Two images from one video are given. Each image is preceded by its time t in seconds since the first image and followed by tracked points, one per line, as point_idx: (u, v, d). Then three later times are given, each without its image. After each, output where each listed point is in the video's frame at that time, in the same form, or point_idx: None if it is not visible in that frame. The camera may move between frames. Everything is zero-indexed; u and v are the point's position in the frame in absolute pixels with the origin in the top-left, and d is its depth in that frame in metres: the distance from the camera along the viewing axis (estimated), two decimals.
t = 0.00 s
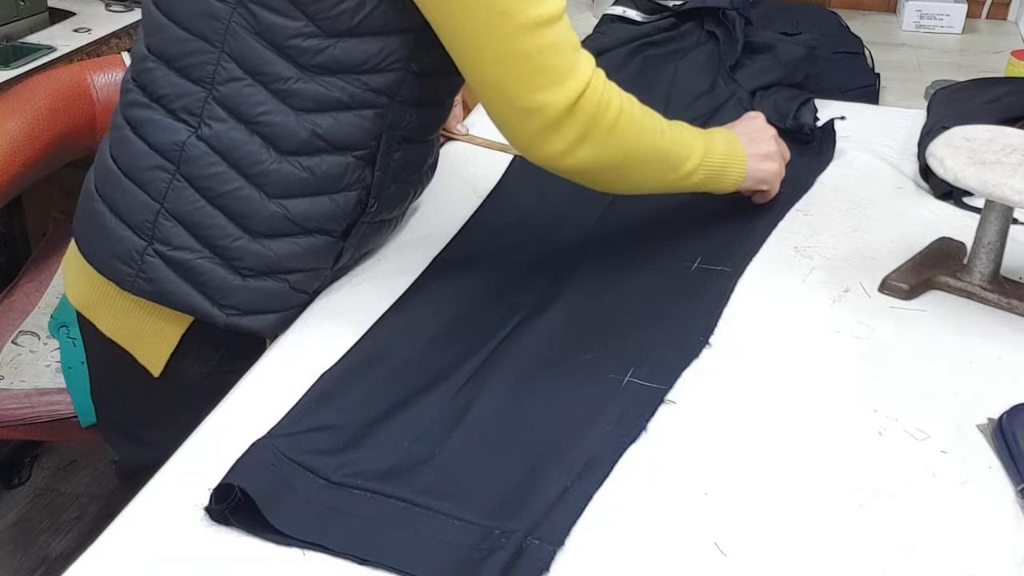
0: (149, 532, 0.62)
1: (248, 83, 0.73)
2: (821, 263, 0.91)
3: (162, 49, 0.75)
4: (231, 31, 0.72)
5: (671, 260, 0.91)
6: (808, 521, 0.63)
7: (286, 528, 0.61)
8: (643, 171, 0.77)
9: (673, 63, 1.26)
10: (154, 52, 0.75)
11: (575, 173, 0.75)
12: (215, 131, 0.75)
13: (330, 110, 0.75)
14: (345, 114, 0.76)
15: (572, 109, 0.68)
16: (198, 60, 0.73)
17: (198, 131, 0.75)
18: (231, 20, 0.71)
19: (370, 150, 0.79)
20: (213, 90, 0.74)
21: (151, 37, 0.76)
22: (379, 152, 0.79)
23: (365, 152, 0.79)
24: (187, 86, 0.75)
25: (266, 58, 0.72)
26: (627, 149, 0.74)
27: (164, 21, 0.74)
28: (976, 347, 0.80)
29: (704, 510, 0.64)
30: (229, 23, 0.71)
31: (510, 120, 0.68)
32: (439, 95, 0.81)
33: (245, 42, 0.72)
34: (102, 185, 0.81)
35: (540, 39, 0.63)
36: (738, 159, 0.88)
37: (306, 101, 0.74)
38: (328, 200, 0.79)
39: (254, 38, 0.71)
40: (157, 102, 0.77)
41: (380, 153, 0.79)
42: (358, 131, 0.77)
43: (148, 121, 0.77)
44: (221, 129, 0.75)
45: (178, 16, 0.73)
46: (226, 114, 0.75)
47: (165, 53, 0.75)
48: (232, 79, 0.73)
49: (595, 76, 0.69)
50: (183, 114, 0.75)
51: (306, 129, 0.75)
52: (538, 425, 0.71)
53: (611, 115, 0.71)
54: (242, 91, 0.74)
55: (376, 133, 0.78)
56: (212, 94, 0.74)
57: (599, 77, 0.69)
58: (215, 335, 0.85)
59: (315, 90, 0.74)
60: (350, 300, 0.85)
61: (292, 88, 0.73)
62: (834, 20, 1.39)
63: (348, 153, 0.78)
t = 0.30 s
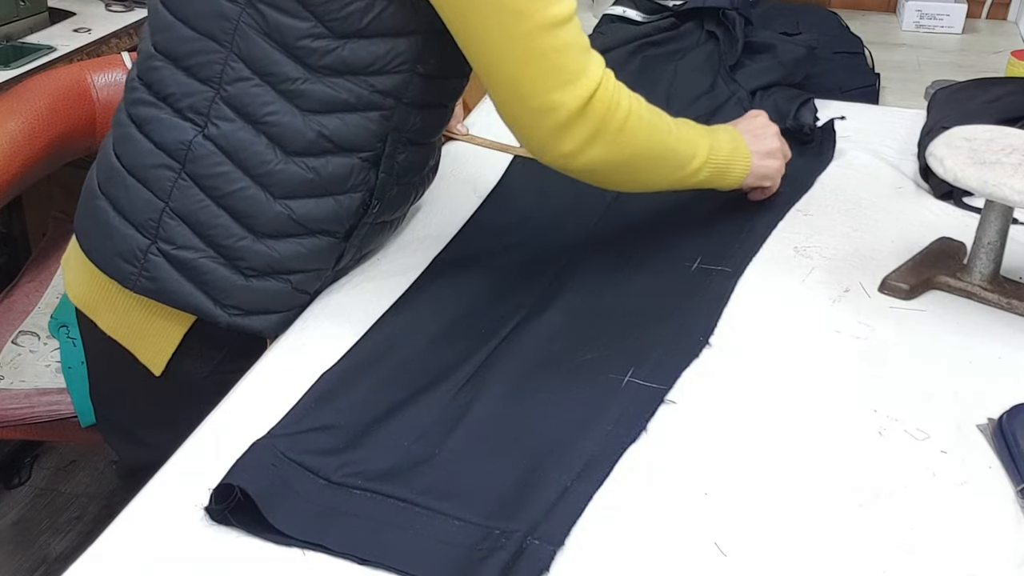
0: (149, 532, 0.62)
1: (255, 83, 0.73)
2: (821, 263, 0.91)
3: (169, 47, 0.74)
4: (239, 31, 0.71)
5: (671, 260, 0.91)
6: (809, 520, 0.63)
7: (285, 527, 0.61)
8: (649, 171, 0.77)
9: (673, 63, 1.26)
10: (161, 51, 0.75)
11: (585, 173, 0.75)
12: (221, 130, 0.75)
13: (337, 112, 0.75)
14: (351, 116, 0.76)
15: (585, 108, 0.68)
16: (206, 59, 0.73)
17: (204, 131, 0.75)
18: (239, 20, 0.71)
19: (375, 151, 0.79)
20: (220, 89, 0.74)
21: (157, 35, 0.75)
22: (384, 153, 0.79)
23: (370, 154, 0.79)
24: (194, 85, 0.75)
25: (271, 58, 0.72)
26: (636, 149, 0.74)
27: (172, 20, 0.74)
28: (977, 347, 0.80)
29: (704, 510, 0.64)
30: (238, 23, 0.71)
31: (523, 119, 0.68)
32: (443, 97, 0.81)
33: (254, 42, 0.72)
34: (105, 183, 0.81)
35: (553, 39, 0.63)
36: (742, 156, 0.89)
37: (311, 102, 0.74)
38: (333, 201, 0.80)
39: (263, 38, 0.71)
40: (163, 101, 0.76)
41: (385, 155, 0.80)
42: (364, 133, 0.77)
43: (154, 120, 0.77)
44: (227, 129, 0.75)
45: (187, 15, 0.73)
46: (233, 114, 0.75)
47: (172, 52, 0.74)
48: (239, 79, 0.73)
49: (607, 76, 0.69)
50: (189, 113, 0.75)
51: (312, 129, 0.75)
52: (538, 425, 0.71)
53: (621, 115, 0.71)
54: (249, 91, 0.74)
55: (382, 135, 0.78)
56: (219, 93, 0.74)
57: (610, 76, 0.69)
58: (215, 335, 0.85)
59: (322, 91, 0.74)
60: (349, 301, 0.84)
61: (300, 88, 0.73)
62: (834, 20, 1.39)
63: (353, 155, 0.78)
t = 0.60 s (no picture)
0: (149, 532, 0.62)
1: (247, 81, 0.73)
2: (821, 263, 0.91)
3: (164, 45, 0.74)
4: (231, 29, 0.71)
5: (671, 261, 0.91)
6: (808, 520, 0.63)
7: (285, 527, 0.61)
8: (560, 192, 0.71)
9: (673, 63, 1.26)
10: (157, 49, 0.75)
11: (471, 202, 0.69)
12: (215, 128, 0.75)
13: (327, 110, 0.76)
14: (340, 115, 0.77)
15: (464, 133, 0.62)
16: (200, 58, 0.73)
17: (197, 129, 0.75)
18: (230, 19, 0.71)
19: (366, 150, 0.81)
20: (213, 87, 0.74)
21: (153, 33, 0.75)
22: (374, 152, 0.81)
23: (361, 152, 0.80)
24: (187, 83, 0.74)
25: (272, 57, 0.72)
26: (535, 179, 0.68)
27: (166, 18, 0.73)
28: (976, 346, 0.80)
29: (704, 511, 0.63)
30: (229, 21, 0.71)
31: (403, 136, 0.63)
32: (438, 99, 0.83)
33: (247, 41, 0.71)
34: (105, 180, 0.81)
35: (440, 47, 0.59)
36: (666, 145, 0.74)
37: (302, 101, 0.75)
38: (326, 199, 0.80)
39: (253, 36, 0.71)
40: (158, 98, 0.76)
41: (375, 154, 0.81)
42: (354, 131, 0.79)
43: (150, 118, 0.77)
44: (221, 127, 0.75)
45: (183, 14, 0.72)
46: (225, 113, 0.75)
47: (166, 50, 0.74)
48: (232, 78, 0.73)
49: (495, 100, 0.63)
50: (183, 110, 0.75)
51: (303, 127, 0.76)
52: (537, 425, 0.71)
53: (514, 142, 0.65)
54: (242, 89, 0.74)
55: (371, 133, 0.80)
56: (211, 91, 0.74)
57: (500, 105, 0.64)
58: (214, 332, 0.85)
59: (314, 90, 0.74)
60: (349, 301, 0.84)
61: (293, 87, 0.74)
62: (834, 20, 1.39)
63: (344, 153, 0.79)
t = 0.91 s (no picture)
0: (149, 533, 0.62)
1: (197, 81, 0.73)
2: (821, 263, 0.91)
3: (127, 47, 0.75)
4: (176, 30, 0.71)
5: (671, 260, 0.91)
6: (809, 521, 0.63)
7: (284, 527, 0.61)
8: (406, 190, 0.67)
9: (673, 62, 1.26)
10: (124, 52, 0.76)
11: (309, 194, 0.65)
12: (173, 129, 0.76)
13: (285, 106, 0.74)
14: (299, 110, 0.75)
15: (290, 121, 0.59)
16: (156, 59, 0.73)
17: (158, 129, 0.76)
18: (175, 21, 0.70)
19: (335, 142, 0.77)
20: (168, 88, 0.74)
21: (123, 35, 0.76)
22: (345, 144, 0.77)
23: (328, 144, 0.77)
24: (147, 84, 0.75)
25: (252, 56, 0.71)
26: (378, 170, 0.64)
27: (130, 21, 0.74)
28: (975, 347, 0.80)
29: (704, 510, 0.63)
30: (174, 21, 0.70)
31: (225, 112, 0.59)
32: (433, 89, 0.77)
33: (190, 43, 0.71)
34: (89, 178, 0.84)
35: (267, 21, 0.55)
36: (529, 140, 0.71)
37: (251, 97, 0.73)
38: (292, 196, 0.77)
39: (193, 38, 0.70)
40: (126, 99, 0.77)
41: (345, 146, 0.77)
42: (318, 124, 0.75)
43: (121, 118, 0.78)
44: (178, 127, 0.75)
45: (139, 16, 0.72)
46: (180, 112, 0.75)
47: (130, 51, 0.75)
48: (183, 77, 0.73)
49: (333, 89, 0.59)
50: (145, 110, 0.76)
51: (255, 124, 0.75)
52: (537, 425, 0.71)
53: (354, 137, 0.61)
54: (194, 89, 0.73)
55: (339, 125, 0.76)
56: (167, 91, 0.74)
57: (346, 95, 0.60)
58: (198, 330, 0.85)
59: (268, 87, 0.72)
60: (349, 300, 0.84)
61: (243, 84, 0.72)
62: (834, 20, 1.39)
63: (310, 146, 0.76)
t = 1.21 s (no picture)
0: (150, 533, 0.62)
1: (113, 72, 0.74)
2: (821, 263, 0.91)
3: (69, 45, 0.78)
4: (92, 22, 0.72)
5: (671, 261, 0.91)
6: (809, 522, 0.63)
7: (283, 527, 0.61)
8: (96, 205, 0.58)
9: (672, 62, 1.25)
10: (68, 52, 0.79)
11: None
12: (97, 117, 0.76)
13: (189, 96, 0.72)
14: (204, 100, 0.72)
15: None
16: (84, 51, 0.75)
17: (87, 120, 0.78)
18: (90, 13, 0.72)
19: (242, 134, 0.73)
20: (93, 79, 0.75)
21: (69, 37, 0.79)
22: (255, 137, 0.74)
23: (237, 136, 0.73)
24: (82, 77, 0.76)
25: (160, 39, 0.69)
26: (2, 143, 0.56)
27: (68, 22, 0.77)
28: (975, 347, 0.80)
29: (704, 510, 0.64)
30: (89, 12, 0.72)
31: None
32: (349, 86, 0.74)
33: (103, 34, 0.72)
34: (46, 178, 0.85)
35: None
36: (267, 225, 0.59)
37: (156, 85, 0.72)
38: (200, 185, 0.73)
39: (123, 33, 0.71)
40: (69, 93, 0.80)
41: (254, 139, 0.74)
42: (222, 114, 0.72)
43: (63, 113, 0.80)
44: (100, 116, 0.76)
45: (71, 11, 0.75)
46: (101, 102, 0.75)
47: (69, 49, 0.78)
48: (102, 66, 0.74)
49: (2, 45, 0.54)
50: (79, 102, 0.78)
51: (162, 111, 0.73)
52: (537, 425, 0.71)
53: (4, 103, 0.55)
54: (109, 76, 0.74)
55: (245, 117, 0.73)
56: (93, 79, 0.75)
57: (25, 57, 0.55)
58: (129, 324, 0.82)
59: (171, 74, 0.71)
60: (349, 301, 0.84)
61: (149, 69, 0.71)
62: (834, 20, 1.40)
63: (218, 137, 0.73)
